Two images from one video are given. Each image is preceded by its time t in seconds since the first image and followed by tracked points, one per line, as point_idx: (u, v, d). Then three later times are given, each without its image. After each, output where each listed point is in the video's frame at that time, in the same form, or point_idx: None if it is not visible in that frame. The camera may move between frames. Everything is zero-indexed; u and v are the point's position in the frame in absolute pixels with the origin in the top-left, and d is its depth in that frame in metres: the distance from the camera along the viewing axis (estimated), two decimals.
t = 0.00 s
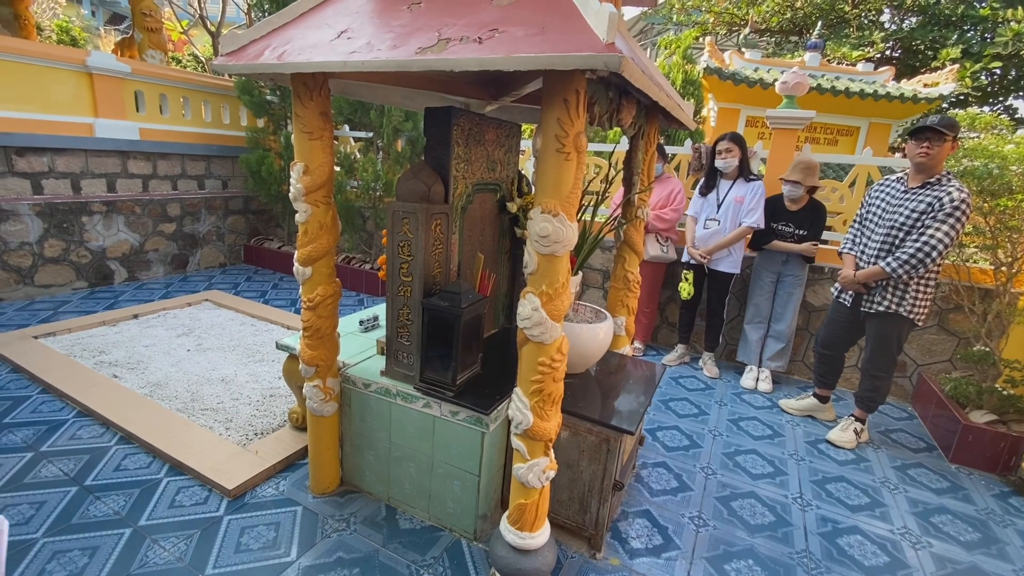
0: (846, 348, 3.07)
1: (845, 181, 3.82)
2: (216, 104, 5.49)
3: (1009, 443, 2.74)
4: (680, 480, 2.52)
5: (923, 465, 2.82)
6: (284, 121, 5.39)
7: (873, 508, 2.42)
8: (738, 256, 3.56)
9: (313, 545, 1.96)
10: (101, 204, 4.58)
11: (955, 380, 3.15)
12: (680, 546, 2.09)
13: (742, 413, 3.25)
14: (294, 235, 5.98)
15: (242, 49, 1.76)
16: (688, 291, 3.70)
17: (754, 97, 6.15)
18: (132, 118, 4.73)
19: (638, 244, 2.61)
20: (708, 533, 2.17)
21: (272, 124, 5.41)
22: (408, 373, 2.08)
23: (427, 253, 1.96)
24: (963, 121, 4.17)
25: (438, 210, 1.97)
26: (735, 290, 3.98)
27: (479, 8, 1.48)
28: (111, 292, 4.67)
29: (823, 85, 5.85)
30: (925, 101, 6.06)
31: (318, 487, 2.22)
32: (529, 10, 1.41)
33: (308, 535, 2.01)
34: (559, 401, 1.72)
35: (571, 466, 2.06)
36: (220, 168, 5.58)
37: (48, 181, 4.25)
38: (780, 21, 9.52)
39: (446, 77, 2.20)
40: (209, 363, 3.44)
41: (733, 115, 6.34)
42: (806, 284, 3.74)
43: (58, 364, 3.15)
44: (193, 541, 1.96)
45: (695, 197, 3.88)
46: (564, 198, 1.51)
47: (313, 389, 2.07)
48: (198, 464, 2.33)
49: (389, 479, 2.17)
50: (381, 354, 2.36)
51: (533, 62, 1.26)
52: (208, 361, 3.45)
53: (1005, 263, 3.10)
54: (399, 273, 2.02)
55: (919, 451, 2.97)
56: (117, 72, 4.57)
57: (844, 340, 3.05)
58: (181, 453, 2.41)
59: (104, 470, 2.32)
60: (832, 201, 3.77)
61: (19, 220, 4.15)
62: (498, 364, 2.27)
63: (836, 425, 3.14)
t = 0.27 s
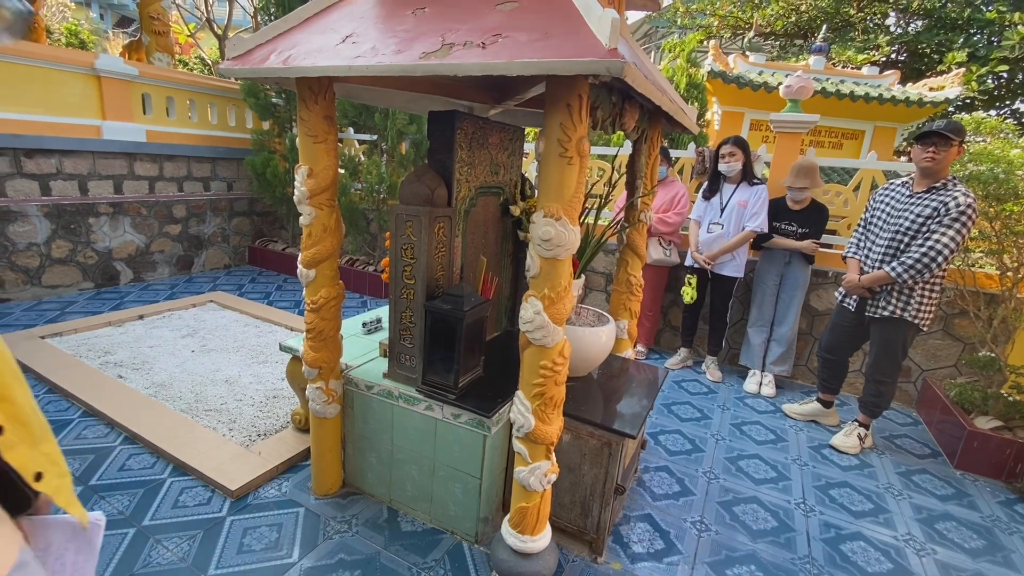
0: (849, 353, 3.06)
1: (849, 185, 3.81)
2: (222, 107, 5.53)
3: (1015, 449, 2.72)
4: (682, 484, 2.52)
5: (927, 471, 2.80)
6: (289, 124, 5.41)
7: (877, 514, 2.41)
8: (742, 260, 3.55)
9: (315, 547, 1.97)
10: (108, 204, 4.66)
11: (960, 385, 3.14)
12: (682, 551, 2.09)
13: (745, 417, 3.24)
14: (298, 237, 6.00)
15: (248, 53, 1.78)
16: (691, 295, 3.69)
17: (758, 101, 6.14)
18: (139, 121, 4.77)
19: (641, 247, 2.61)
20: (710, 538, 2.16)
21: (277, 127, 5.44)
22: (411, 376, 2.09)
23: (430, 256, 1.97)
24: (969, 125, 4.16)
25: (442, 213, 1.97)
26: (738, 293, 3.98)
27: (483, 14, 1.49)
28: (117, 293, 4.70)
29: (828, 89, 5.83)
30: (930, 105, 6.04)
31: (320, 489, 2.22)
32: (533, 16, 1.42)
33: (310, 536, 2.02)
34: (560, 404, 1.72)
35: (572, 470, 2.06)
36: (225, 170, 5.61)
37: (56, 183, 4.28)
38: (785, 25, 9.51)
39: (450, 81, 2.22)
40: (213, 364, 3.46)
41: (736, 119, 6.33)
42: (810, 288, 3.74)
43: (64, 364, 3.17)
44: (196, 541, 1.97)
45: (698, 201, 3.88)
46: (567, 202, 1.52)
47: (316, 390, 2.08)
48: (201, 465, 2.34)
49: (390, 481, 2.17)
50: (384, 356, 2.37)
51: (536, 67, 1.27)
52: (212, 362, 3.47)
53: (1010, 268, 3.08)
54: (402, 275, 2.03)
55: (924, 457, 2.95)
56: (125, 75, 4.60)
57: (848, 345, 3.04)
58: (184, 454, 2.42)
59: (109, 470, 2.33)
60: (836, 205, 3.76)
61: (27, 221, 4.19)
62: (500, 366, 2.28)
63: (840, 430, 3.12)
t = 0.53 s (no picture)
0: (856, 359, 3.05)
1: (856, 191, 3.81)
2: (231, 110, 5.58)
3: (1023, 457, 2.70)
4: (688, 489, 2.51)
5: (935, 478, 2.79)
6: (297, 127, 5.45)
7: (885, 521, 2.40)
8: (749, 265, 3.55)
9: (323, 549, 1.98)
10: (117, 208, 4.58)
11: (968, 392, 3.13)
12: (689, 556, 2.09)
13: (752, 423, 3.24)
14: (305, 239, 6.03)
15: (260, 60, 1.80)
16: (698, 300, 3.69)
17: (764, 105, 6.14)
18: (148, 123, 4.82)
19: (649, 252, 2.62)
20: (716, 544, 2.16)
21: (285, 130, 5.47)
22: (419, 379, 2.10)
23: (439, 260, 1.99)
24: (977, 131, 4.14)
25: (451, 217, 1.99)
26: (745, 298, 3.97)
27: (494, 22, 1.50)
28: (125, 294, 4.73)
29: (835, 94, 5.83)
30: (938, 110, 6.03)
31: (328, 491, 2.24)
32: (543, 24, 1.44)
33: (318, 539, 2.03)
34: (569, 409, 1.72)
35: (579, 475, 2.07)
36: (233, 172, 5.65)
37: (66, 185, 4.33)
38: (791, 29, 9.50)
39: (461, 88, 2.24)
40: (222, 366, 3.48)
41: (743, 123, 6.33)
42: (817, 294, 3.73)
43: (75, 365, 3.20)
44: (205, 543, 1.98)
45: (705, 206, 3.88)
46: (576, 208, 1.53)
47: (325, 393, 2.10)
48: (210, 466, 2.36)
49: (398, 484, 2.18)
50: (392, 359, 2.38)
51: (548, 75, 1.28)
52: (220, 364, 3.50)
53: (1019, 275, 3.07)
54: (411, 279, 2.04)
55: (931, 464, 2.94)
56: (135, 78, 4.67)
57: (856, 351, 3.03)
58: (193, 455, 2.43)
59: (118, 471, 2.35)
60: (843, 210, 3.75)
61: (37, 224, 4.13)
62: (508, 370, 2.28)
63: (847, 436, 3.11)
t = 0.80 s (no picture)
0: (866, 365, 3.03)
1: (866, 196, 3.79)
2: (240, 112, 5.63)
3: None
4: (697, 495, 2.50)
5: (945, 486, 2.76)
6: (306, 129, 5.48)
7: (895, 529, 2.38)
8: (758, 270, 3.54)
9: (332, 551, 1.99)
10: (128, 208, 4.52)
11: (979, 399, 3.10)
12: (697, 562, 2.08)
13: (760, 429, 3.22)
14: (313, 241, 6.06)
15: (274, 64, 1.82)
16: (707, 305, 3.69)
17: (773, 109, 6.12)
18: (159, 125, 4.86)
19: (658, 257, 2.62)
20: (725, 551, 2.15)
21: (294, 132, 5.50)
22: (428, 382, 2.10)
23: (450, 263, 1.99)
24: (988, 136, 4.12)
25: (461, 221, 1.99)
26: (753, 303, 3.96)
27: (507, 28, 1.51)
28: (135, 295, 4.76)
29: (843, 98, 5.80)
30: (948, 114, 5.99)
31: (337, 493, 2.24)
32: (557, 30, 1.44)
33: (326, 541, 2.03)
34: (579, 414, 1.72)
35: (588, 479, 2.06)
36: (242, 174, 5.69)
37: (78, 186, 4.37)
38: (799, 33, 9.47)
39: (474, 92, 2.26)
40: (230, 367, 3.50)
41: (751, 127, 6.30)
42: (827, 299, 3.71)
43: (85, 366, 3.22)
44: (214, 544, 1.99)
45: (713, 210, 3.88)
46: (588, 213, 1.53)
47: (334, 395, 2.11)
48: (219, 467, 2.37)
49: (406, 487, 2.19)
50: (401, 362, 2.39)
51: (562, 81, 1.29)
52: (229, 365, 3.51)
53: None
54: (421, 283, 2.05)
55: (942, 472, 2.91)
56: (146, 80, 4.74)
57: (866, 357, 3.01)
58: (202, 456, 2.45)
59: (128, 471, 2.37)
60: (853, 215, 3.74)
61: (49, 222, 4.11)
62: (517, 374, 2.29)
63: (857, 443, 3.09)
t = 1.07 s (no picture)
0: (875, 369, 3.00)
1: (876, 200, 3.77)
2: (249, 114, 5.66)
3: None
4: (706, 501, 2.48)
5: (956, 493, 2.73)
6: (314, 131, 5.49)
7: (906, 536, 2.36)
8: (766, 274, 3.52)
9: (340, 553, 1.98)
10: (137, 209, 4.74)
11: (990, 406, 3.07)
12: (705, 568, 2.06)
13: (768, 434, 3.20)
14: (320, 242, 6.07)
15: (286, 66, 1.82)
16: (714, 309, 3.67)
17: (781, 112, 6.09)
18: (168, 126, 4.89)
19: (667, 260, 2.61)
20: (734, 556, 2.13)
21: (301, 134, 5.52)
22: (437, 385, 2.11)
23: (459, 265, 1.99)
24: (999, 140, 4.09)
25: (471, 223, 1.99)
26: (762, 307, 3.94)
27: (519, 31, 1.51)
28: (143, 295, 4.79)
29: (852, 101, 5.77)
30: (957, 118, 5.96)
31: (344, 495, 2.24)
32: (570, 32, 1.44)
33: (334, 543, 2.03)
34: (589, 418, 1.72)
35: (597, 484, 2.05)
36: (250, 175, 5.71)
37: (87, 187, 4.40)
38: (807, 36, 9.44)
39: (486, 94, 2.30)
40: (238, 367, 3.51)
41: (758, 130, 6.27)
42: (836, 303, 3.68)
43: (94, 365, 3.24)
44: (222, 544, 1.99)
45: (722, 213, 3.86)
46: (600, 215, 1.53)
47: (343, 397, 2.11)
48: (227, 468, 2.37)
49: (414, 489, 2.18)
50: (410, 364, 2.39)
51: (576, 83, 1.28)
52: (237, 366, 3.52)
53: None
54: (429, 285, 2.04)
55: (952, 478, 2.88)
56: (156, 82, 4.76)
57: (877, 362, 2.98)
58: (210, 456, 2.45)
59: (137, 470, 2.37)
60: (863, 219, 3.72)
61: (59, 223, 4.30)
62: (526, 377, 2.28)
63: (866, 448, 3.07)
